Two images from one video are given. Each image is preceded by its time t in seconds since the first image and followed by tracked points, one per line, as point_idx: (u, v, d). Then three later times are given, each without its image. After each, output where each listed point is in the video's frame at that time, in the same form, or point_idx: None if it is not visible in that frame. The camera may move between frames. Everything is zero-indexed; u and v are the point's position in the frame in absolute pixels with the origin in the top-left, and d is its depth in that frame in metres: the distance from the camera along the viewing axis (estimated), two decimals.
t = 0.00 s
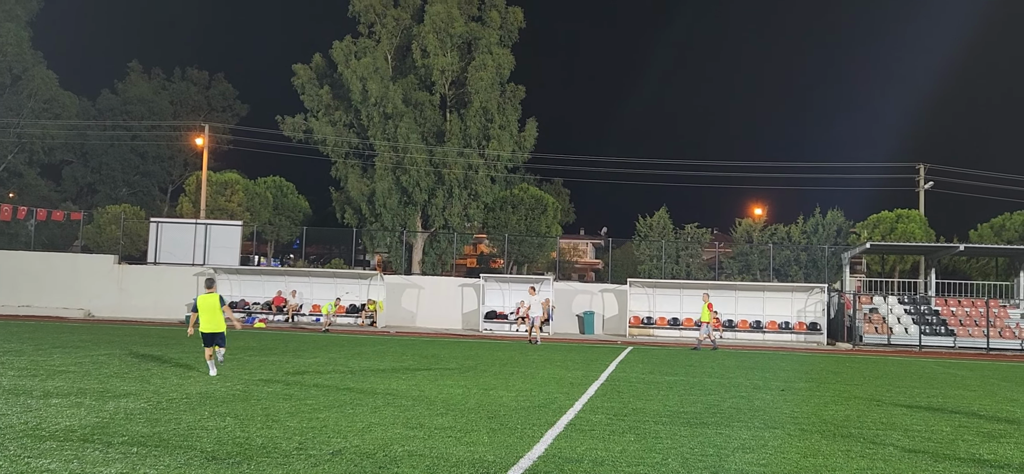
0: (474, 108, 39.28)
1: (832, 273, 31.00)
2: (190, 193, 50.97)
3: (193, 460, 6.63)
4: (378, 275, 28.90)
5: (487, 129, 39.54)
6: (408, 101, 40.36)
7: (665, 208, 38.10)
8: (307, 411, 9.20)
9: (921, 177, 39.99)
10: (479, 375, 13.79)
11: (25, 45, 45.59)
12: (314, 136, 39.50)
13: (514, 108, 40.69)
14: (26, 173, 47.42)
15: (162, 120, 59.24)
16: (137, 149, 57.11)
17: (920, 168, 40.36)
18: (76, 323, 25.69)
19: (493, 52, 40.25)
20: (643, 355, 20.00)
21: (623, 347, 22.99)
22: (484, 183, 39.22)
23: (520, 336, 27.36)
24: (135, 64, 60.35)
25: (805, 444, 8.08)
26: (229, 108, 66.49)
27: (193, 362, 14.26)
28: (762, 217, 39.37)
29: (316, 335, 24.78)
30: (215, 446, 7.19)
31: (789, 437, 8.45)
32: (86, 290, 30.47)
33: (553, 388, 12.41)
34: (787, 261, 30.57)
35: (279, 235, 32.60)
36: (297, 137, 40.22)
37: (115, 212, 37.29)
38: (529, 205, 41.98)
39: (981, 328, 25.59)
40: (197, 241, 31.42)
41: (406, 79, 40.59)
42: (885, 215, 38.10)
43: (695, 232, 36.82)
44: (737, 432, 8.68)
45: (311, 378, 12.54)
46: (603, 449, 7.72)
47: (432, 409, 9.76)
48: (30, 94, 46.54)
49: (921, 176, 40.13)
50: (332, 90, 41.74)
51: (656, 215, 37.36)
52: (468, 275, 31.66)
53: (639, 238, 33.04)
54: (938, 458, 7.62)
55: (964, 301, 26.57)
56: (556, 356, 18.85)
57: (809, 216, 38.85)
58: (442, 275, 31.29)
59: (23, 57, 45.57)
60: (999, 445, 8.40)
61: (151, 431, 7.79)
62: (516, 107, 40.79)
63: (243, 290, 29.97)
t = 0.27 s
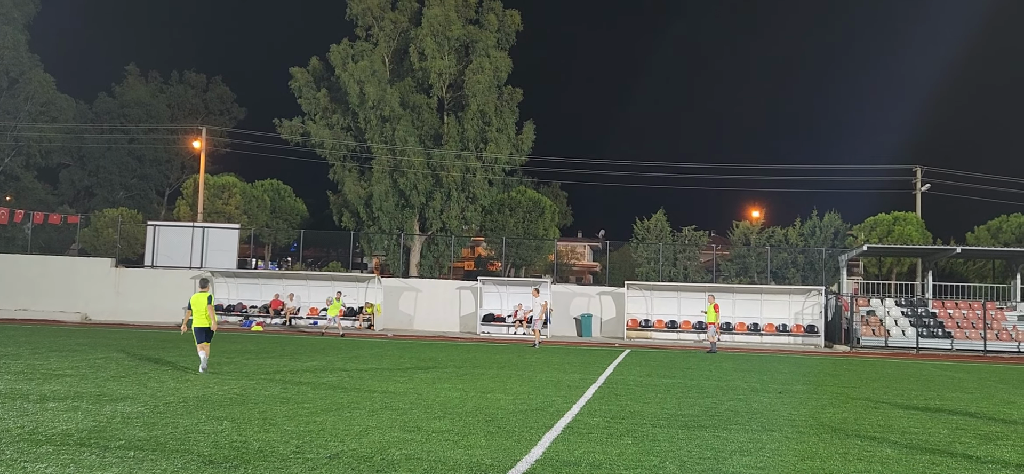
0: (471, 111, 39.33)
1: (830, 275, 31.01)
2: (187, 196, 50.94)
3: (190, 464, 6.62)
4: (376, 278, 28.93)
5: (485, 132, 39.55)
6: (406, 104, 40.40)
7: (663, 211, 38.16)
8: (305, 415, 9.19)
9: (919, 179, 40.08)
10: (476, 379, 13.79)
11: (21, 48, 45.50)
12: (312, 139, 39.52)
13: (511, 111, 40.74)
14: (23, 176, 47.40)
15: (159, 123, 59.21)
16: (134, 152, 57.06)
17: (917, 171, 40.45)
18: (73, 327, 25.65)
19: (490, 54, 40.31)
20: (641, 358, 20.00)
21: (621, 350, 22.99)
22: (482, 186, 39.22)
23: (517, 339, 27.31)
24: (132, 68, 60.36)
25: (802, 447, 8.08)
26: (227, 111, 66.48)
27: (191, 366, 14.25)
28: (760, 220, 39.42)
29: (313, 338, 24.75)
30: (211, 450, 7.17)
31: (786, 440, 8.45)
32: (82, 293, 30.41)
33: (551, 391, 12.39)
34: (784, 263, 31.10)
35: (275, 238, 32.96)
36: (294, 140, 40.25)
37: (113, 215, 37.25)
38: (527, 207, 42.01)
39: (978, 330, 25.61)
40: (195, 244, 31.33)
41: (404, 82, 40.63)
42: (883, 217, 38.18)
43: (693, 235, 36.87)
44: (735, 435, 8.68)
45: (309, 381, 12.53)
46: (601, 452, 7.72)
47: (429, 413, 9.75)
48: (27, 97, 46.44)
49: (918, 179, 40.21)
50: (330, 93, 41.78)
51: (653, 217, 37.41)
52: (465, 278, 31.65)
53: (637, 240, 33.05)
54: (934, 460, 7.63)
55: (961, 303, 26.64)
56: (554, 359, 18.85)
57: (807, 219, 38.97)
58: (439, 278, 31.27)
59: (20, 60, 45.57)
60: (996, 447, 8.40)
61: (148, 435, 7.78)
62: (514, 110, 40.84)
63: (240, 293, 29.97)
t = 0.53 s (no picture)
0: (472, 113, 39.36)
1: (830, 277, 30.93)
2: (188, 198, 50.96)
3: (190, 467, 6.61)
4: (376, 280, 28.92)
5: (485, 135, 39.57)
6: (406, 107, 40.42)
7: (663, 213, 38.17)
8: (305, 418, 9.19)
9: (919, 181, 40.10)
10: (476, 381, 13.79)
11: (22, 51, 45.56)
12: (312, 142, 39.53)
13: (512, 113, 40.78)
14: (23, 179, 47.44)
15: (160, 126, 59.28)
16: (134, 155, 57.09)
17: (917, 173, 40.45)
18: (73, 330, 25.65)
19: (491, 57, 40.36)
20: (641, 360, 19.99)
21: (622, 352, 22.99)
22: (482, 188, 39.21)
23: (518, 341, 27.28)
24: (133, 70, 60.43)
25: (802, 450, 8.06)
26: (228, 114, 66.57)
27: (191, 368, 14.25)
28: (761, 222, 39.43)
29: (314, 341, 24.72)
30: (212, 453, 7.16)
31: (787, 442, 8.44)
32: (83, 296, 30.42)
33: (551, 393, 12.38)
34: (784, 266, 31.15)
35: (276, 240, 33.03)
36: (295, 143, 40.27)
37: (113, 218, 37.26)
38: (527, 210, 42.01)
39: (979, 332, 25.57)
40: (195, 247, 31.34)
41: (404, 84, 40.66)
42: (883, 219, 38.16)
43: (693, 237, 36.86)
44: (735, 438, 8.67)
45: (309, 384, 12.53)
46: (602, 454, 7.71)
47: (430, 416, 9.74)
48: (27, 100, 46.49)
49: (919, 181, 40.23)
50: (330, 96, 41.81)
51: (654, 220, 37.41)
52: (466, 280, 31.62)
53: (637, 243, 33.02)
54: (935, 463, 7.61)
55: (962, 305, 26.46)
56: (554, 361, 18.85)
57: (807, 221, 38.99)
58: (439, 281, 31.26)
59: (20, 62, 45.61)
60: (997, 450, 8.39)
61: (148, 438, 7.78)
62: (514, 112, 40.88)
63: (241, 296, 30.00)
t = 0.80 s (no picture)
0: (475, 115, 39.37)
1: (834, 279, 30.86)
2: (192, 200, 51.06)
3: (194, 468, 6.63)
4: (380, 282, 28.91)
5: (488, 136, 39.59)
6: (410, 108, 40.46)
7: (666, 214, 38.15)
8: (308, 419, 9.19)
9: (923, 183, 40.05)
10: (480, 382, 13.79)
11: (26, 53, 45.72)
12: (316, 143, 39.58)
13: (515, 115, 40.81)
14: (28, 181, 47.55)
15: (164, 127, 59.46)
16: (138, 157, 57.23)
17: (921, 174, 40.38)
18: (77, 331, 25.69)
19: (494, 58, 40.39)
20: (645, 362, 19.95)
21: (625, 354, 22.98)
22: (486, 189, 39.22)
23: (522, 343, 27.21)
24: (137, 72, 60.60)
25: (804, 452, 8.02)
26: (231, 116, 66.74)
27: (194, 369, 14.28)
28: (765, 223, 39.39)
29: (317, 342, 24.75)
30: (215, 454, 7.18)
31: (790, 444, 8.43)
32: (87, 298, 30.48)
33: (554, 395, 12.38)
34: (788, 267, 31.00)
35: (280, 242, 32.71)
36: (298, 145, 40.34)
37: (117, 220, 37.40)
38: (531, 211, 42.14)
39: (984, 334, 25.49)
40: (199, 248, 31.52)
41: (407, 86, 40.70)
42: (887, 221, 38.08)
43: (697, 238, 36.83)
44: (739, 440, 8.65)
45: (312, 385, 12.54)
46: (605, 456, 7.70)
47: (433, 417, 9.74)
48: (32, 102, 46.66)
49: (923, 182, 40.17)
50: (334, 98, 41.88)
51: (657, 221, 37.41)
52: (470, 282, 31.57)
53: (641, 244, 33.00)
54: (940, 465, 7.59)
55: (966, 306, 26.27)
56: (557, 363, 18.84)
57: (811, 222, 38.98)
58: (443, 283, 31.25)
59: (25, 64, 45.80)
60: (1003, 452, 8.35)
61: (152, 439, 7.79)
62: (518, 114, 40.91)
63: (244, 297, 30.01)
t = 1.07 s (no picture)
0: (481, 115, 39.36)
1: (842, 280, 30.87)
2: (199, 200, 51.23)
3: (202, 467, 6.65)
4: (386, 282, 28.96)
5: (495, 136, 39.59)
6: (416, 109, 40.49)
7: (673, 215, 38.09)
8: (315, 419, 9.21)
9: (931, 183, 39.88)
10: (486, 383, 13.81)
11: (35, 53, 46.00)
12: (322, 144, 39.66)
13: (521, 115, 40.79)
14: (37, 181, 47.78)
15: (172, 128, 59.71)
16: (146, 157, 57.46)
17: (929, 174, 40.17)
18: (86, 331, 25.80)
19: (501, 59, 40.40)
20: (651, 362, 19.92)
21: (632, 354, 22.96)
22: (493, 190, 39.22)
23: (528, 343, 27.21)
24: (144, 73, 60.86)
25: (811, 453, 7.99)
26: (238, 116, 66.96)
27: (202, 369, 14.34)
28: (772, 224, 39.27)
29: (324, 342, 24.81)
30: (223, 453, 7.20)
31: (797, 445, 8.40)
32: (95, 297, 30.62)
33: (561, 395, 12.37)
34: (795, 268, 30.74)
35: (287, 242, 32.90)
36: (305, 145, 40.42)
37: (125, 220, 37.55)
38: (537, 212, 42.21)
39: (992, 336, 25.37)
40: (207, 248, 31.62)
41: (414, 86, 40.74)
42: (895, 222, 37.86)
43: (704, 239, 36.76)
44: (746, 441, 8.63)
45: (319, 385, 12.57)
46: (612, 456, 7.70)
47: (439, 417, 9.75)
48: (41, 102, 46.94)
49: (931, 183, 39.99)
50: (340, 98, 41.96)
51: (664, 221, 37.35)
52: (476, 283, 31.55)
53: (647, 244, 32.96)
54: (948, 466, 7.55)
55: (975, 308, 25.65)
56: (563, 363, 18.84)
57: (818, 223, 38.85)
58: (449, 283, 31.28)
59: (33, 65, 46.11)
60: (1011, 453, 8.31)
61: (160, 438, 7.82)
62: (524, 115, 40.89)
63: (251, 298, 30.09)
